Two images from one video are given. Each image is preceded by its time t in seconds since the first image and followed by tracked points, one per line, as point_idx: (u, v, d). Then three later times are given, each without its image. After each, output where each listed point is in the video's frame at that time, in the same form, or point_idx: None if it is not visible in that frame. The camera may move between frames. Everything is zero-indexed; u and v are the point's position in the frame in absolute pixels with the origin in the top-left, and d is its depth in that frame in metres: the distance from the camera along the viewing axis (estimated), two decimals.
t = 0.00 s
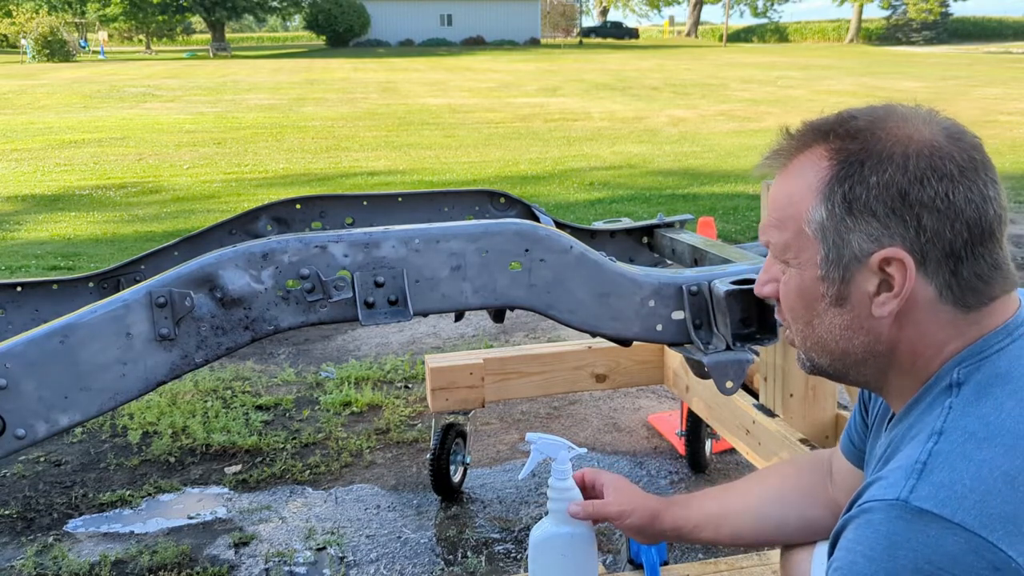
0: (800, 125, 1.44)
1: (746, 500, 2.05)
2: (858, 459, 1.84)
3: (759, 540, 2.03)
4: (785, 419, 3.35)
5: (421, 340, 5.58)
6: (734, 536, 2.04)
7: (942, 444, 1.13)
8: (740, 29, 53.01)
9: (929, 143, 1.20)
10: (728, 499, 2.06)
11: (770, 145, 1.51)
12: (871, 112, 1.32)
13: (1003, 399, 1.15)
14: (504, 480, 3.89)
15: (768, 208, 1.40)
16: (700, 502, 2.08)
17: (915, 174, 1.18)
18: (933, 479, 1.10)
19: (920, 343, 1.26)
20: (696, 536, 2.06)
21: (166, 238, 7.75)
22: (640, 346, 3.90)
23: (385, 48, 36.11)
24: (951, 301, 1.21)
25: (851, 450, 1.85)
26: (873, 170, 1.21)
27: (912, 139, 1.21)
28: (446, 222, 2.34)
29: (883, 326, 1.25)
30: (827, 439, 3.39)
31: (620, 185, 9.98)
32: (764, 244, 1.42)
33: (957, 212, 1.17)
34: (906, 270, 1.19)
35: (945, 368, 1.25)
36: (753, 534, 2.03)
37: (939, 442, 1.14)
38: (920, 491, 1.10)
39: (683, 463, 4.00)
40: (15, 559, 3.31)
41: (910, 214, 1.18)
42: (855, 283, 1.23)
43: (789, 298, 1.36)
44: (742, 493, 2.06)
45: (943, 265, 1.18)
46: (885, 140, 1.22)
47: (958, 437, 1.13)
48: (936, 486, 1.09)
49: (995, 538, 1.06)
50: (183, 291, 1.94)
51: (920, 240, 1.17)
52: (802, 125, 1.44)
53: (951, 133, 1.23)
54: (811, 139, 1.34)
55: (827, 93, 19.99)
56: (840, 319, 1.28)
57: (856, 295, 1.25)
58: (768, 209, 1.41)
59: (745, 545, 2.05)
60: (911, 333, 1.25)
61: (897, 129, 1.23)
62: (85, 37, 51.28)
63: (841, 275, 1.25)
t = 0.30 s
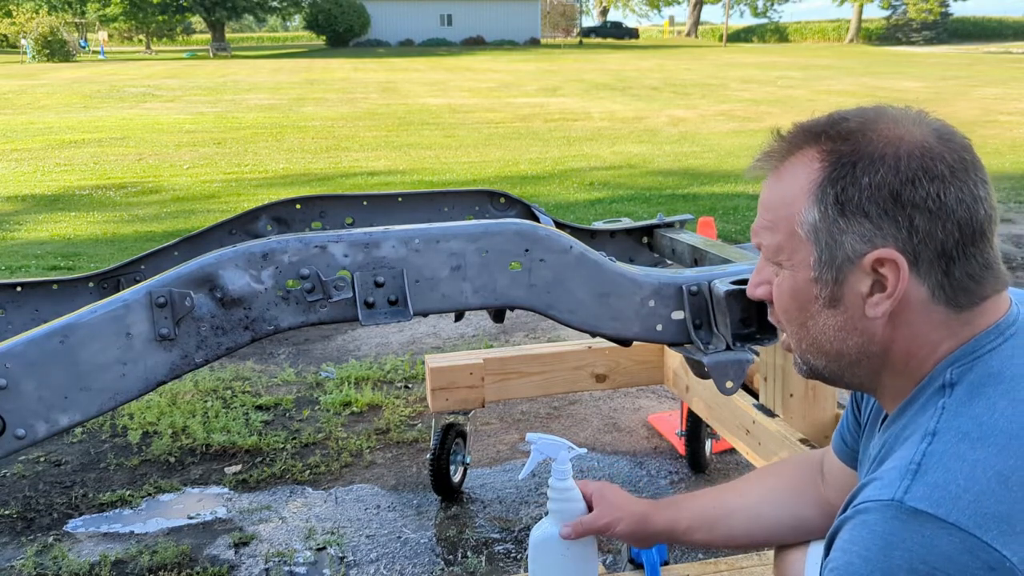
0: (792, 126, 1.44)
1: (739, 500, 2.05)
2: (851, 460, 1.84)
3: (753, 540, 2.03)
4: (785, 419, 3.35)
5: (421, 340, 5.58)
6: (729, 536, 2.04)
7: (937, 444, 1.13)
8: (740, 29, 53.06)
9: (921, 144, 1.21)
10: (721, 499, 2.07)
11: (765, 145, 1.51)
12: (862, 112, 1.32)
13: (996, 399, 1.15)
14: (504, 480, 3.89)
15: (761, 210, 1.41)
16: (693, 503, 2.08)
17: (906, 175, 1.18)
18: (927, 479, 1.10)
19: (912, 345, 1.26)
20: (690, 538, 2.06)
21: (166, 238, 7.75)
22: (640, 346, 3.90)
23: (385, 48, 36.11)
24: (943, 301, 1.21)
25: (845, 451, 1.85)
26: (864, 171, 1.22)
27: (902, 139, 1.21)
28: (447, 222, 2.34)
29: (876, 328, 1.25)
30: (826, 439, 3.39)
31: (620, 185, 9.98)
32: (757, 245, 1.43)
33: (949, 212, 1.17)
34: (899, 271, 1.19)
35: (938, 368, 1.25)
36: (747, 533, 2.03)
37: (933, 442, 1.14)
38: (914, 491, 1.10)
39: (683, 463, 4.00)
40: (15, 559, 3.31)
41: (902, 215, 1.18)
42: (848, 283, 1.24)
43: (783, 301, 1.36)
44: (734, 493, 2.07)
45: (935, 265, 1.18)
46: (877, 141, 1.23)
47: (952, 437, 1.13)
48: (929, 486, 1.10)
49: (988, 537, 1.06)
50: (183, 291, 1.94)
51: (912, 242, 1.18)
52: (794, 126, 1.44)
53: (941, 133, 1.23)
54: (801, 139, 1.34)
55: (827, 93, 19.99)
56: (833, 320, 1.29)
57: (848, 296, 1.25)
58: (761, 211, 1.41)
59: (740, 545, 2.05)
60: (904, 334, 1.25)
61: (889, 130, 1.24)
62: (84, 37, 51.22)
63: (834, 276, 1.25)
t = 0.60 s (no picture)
0: (786, 130, 1.44)
1: (737, 501, 2.06)
2: (853, 459, 1.84)
3: (752, 540, 2.03)
4: (785, 419, 3.35)
5: (421, 340, 5.58)
6: (727, 537, 2.04)
7: (941, 447, 1.14)
8: (740, 30, 53.10)
9: (918, 143, 1.21)
10: (717, 498, 2.07)
11: (762, 149, 1.52)
12: (858, 114, 1.33)
13: (1000, 402, 1.16)
14: (504, 480, 3.89)
15: (758, 215, 1.41)
16: (690, 503, 2.08)
17: (907, 173, 1.19)
18: (931, 484, 1.11)
19: (916, 345, 1.26)
20: (689, 538, 2.06)
21: (166, 238, 7.74)
22: (640, 346, 3.90)
23: (385, 48, 36.12)
24: (947, 299, 1.21)
25: (846, 451, 1.85)
26: (864, 170, 1.22)
27: (901, 139, 1.22)
28: (446, 222, 2.34)
29: (879, 327, 1.25)
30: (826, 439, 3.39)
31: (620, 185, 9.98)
32: (755, 249, 1.42)
33: (950, 209, 1.18)
34: (904, 270, 1.19)
35: (942, 370, 1.25)
36: (745, 534, 2.03)
37: (937, 446, 1.14)
38: (918, 495, 1.10)
39: (683, 463, 4.00)
40: (15, 559, 3.31)
41: (904, 214, 1.18)
42: (852, 284, 1.23)
43: (784, 304, 1.35)
44: (731, 493, 2.08)
45: (938, 263, 1.18)
46: (876, 141, 1.23)
47: (956, 440, 1.14)
48: (934, 491, 1.10)
49: (993, 542, 1.06)
50: (183, 291, 1.94)
51: (915, 239, 1.18)
52: (788, 130, 1.45)
53: (937, 132, 1.24)
54: (798, 142, 1.34)
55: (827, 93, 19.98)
56: (837, 322, 1.28)
57: (852, 297, 1.24)
58: (757, 216, 1.41)
59: (736, 545, 2.05)
60: (908, 335, 1.25)
61: (885, 131, 1.24)
62: (84, 36, 51.23)
63: (837, 277, 1.25)
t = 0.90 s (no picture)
0: (786, 136, 1.44)
1: (741, 497, 2.06)
2: (857, 461, 1.85)
3: (752, 539, 2.04)
4: (785, 419, 3.35)
5: (421, 340, 5.58)
6: (727, 534, 2.05)
7: (948, 454, 1.14)
8: (741, 30, 53.13)
9: (925, 145, 1.22)
10: (722, 492, 2.07)
11: (758, 155, 1.52)
12: (859, 118, 1.34)
13: (1007, 407, 1.16)
14: (504, 480, 3.89)
15: (759, 220, 1.40)
16: (697, 494, 2.08)
17: (917, 175, 1.19)
18: (939, 490, 1.10)
19: (921, 349, 1.26)
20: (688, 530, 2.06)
21: (166, 238, 7.74)
22: (640, 346, 3.90)
23: (385, 48, 36.12)
24: (955, 302, 1.22)
25: (851, 451, 1.85)
26: (874, 173, 1.22)
27: (908, 141, 1.23)
28: (446, 223, 2.34)
29: (889, 331, 1.24)
30: (827, 439, 3.40)
31: (620, 185, 9.98)
32: (757, 256, 1.41)
33: (958, 211, 1.19)
34: (918, 273, 1.19)
35: (946, 376, 1.26)
36: (746, 531, 2.04)
37: (945, 452, 1.14)
38: (926, 502, 1.10)
39: (683, 463, 4.00)
40: (15, 559, 3.31)
41: (917, 216, 1.18)
42: (862, 288, 1.23)
43: (789, 311, 1.34)
44: (737, 488, 2.07)
45: (948, 265, 1.19)
46: (885, 143, 1.23)
47: (963, 446, 1.14)
48: (942, 497, 1.10)
49: (1002, 550, 1.06)
50: (183, 291, 1.94)
51: (927, 242, 1.18)
52: (787, 136, 1.44)
53: (939, 136, 1.26)
54: (802, 145, 1.34)
55: (827, 93, 19.98)
56: (846, 328, 1.27)
57: (862, 300, 1.24)
58: (758, 221, 1.40)
59: (738, 541, 2.05)
60: (917, 338, 1.25)
61: (892, 133, 1.25)
62: (84, 37, 51.20)
63: (847, 281, 1.24)
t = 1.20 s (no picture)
0: (770, 148, 1.44)
1: (741, 498, 2.06)
2: (856, 459, 1.85)
3: (753, 540, 2.04)
4: (785, 419, 3.35)
5: (421, 340, 5.58)
6: (728, 535, 2.05)
7: (943, 454, 1.14)
8: (740, 30, 53.13)
9: (910, 150, 1.22)
10: (722, 493, 2.07)
11: (744, 168, 1.52)
12: (840, 126, 1.33)
13: (1001, 407, 1.16)
14: (504, 480, 3.89)
15: (751, 233, 1.39)
16: (697, 496, 2.08)
17: (906, 182, 1.19)
18: (933, 489, 1.11)
19: (923, 352, 1.26)
20: (689, 532, 2.07)
21: (166, 238, 7.74)
22: (640, 346, 3.90)
23: (385, 48, 36.14)
24: (953, 303, 1.22)
25: (849, 451, 1.85)
26: (864, 182, 1.22)
27: (893, 147, 1.23)
28: (446, 222, 2.34)
29: (888, 338, 1.24)
30: (826, 439, 3.40)
31: (620, 185, 9.98)
32: (751, 270, 1.41)
33: (949, 214, 1.19)
34: (914, 279, 1.19)
35: (943, 376, 1.26)
36: (747, 533, 2.04)
37: (941, 452, 1.14)
38: (921, 501, 1.10)
39: (682, 463, 4.00)
40: (15, 559, 3.31)
41: (909, 222, 1.18)
42: (860, 296, 1.23)
43: (788, 323, 1.34)
44: (737, 488, 2.08)
45: (942, 268, 1.19)
46: (870, 152, 1.23)
47: (959, 446, 1.14)
48: (937, 496, 1.10)
49: (997, 548, 1.06)
50: (183, 291, 1.94)
51: (922, 246, 1.18)
52: (772, 148, 1.44)
53: (921, 138, 1.26)
54: (786, 159, 1.34)
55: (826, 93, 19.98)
56: (847, 337, 1.27)
57: (860, 309, 1.24)
58: (750, 234, 1.40)
59: (738, 541, 2.05)
60: (916, 341, 1.25)
61: (877, 140, 1.25)
62: (84, 36, 51.18)
63: (844, 291, 1.24)
